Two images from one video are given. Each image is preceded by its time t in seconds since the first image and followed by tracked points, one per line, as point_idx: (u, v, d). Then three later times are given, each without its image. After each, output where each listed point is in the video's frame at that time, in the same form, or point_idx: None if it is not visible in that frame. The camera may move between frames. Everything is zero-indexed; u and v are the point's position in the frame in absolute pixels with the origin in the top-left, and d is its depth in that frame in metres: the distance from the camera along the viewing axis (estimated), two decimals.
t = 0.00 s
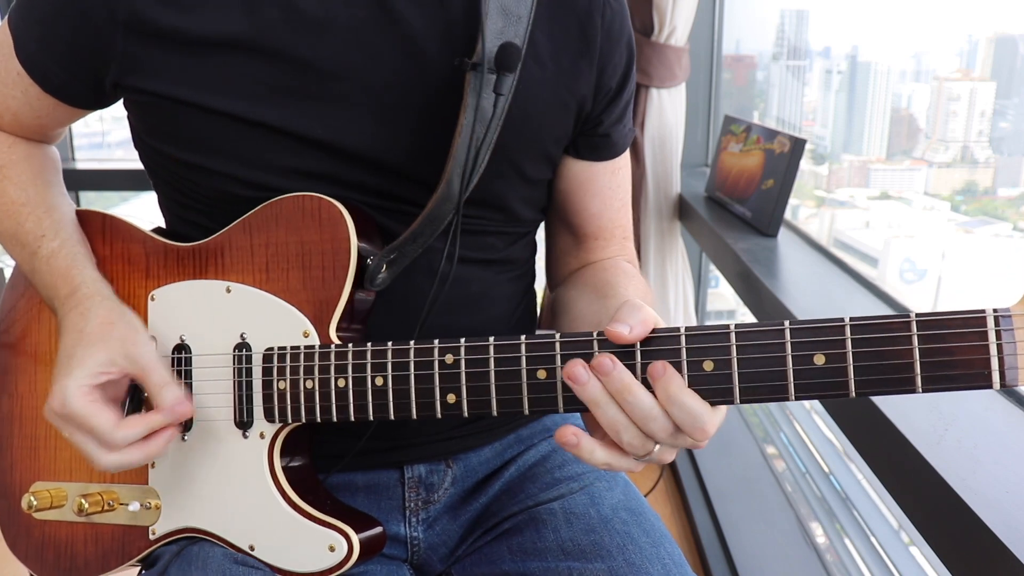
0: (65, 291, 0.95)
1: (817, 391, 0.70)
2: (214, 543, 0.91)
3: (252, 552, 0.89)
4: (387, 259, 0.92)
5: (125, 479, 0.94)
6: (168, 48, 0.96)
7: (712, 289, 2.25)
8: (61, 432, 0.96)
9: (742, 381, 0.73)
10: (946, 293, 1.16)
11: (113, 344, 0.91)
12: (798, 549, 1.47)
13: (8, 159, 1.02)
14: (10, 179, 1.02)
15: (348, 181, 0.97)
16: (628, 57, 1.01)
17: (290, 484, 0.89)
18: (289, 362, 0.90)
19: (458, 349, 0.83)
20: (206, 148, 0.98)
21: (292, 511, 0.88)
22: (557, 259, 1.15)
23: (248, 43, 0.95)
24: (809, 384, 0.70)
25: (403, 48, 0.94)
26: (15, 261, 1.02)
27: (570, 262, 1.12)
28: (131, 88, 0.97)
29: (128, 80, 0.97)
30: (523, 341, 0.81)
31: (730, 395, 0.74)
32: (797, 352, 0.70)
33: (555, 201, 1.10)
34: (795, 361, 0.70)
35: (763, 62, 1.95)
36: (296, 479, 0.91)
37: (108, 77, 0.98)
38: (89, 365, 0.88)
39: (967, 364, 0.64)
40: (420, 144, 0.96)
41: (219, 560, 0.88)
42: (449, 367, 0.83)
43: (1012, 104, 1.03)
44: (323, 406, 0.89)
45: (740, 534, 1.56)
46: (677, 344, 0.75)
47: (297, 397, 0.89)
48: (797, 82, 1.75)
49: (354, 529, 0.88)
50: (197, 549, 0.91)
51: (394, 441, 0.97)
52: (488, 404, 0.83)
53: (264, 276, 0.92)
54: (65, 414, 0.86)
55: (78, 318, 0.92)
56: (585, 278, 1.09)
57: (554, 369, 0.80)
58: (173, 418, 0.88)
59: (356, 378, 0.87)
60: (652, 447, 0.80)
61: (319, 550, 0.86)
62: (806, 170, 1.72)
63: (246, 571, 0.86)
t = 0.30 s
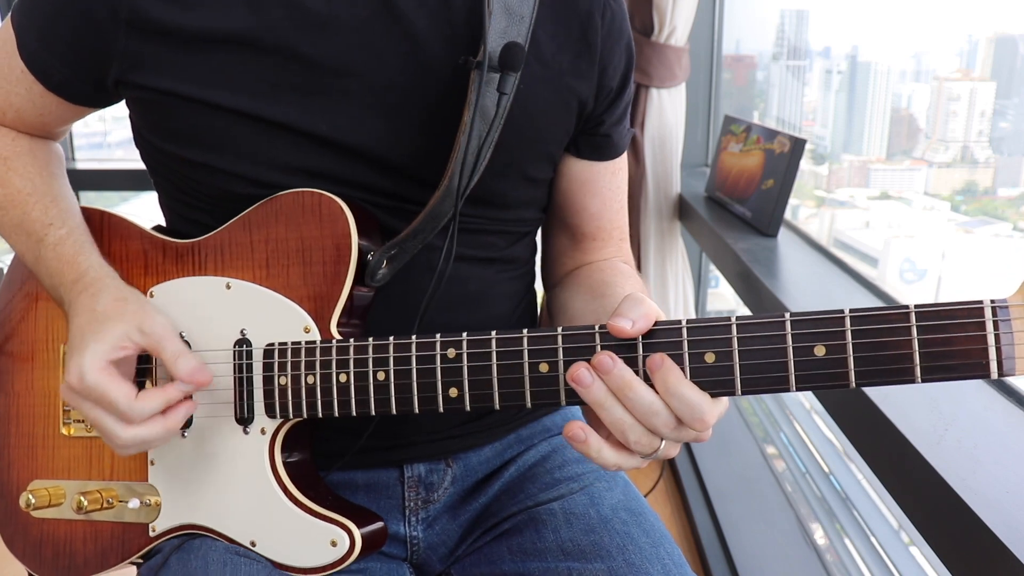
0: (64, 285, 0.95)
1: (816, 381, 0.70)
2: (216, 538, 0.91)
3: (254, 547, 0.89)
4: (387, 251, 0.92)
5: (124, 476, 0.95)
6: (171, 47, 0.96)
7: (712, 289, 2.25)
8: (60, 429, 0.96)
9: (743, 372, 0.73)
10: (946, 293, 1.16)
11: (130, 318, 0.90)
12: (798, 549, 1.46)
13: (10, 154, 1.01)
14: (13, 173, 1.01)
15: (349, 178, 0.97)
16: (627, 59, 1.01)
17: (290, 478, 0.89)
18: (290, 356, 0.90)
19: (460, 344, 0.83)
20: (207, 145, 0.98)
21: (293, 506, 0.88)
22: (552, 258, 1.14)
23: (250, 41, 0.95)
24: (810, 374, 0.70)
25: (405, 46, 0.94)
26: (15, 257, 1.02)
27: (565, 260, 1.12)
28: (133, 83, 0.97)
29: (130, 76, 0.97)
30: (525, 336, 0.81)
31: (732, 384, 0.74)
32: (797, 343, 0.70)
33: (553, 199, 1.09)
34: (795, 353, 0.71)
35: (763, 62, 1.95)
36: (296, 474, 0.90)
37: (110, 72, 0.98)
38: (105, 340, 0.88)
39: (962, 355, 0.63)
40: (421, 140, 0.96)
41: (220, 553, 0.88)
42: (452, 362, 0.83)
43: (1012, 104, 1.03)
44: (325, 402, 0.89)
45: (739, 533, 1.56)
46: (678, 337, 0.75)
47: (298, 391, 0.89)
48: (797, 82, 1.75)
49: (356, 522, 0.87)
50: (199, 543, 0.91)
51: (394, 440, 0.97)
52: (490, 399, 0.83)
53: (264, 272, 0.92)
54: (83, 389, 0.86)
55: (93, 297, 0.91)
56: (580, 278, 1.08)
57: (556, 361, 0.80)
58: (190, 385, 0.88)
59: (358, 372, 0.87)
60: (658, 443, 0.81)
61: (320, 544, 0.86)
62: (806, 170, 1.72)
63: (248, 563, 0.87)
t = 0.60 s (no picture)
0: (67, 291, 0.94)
1: (817, 380, 0.70)
2: (218, 542, 0.91)
3: (257, 550, 0.89)
4: (389, 254, 0.92)
5: (127, 479, 0.95)
6: (173, 47, 0.96)
7: (712, 289, 2.25)
8: (64, 432, 0.97)
9: (744, 372, 0.73)
10: (946, 293, 1.16)
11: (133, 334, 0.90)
12: (798, 550, 1.46)
13: (11, 161, 1.01)
14: (14, 179, 1.01)
15: (351, 180, 0.97)
16: (626, 57, 1.01)
17: (293, 481, 0.89)
18: (292, 360, 0.90)
19: (462, 345, 0.83)
20: (209, 146, 0.98)
21: (296, 510, 0.88)
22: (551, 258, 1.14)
23: (251, 42, 0.95)
24: (809, 375, 0.70)
25: (407, 46, 0.94)
26: (16, 260, 1.01)
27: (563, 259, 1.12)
28: (136, 85, 0.97)
29: (133, 77, 0.97)
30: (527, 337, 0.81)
31: (733, 384, 0.74)
32: (798, 343, 0.70)
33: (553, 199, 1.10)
34: (795, 351, 0.71)
35: (763, 62, 1.95)
36: (298, 476, 0.91)
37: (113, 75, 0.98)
38: (107, 366, 0.88)
39: (963, 358, 0.63)
40: (422, 142, 0.96)
41: (224, 559, 0.88)
42: (454, 363, 0.83)
43: (1013, 104, 1.03)
44: (326, 403, 0.89)
45: (740, 534, 1.56)
46: (681, 337, 0.75)
47: (300, 394, 0.89)
48: (797, 82, 1.75)
49: (358, 525, 0.87)
50: (201, 548, 0.90)
51: (396, 438, 0.97)
52: (493, 400, 0.83)
53: (267, 275, 0.92)
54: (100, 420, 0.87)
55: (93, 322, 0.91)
56: (577, 276, 1.09)
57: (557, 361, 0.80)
58: (201, 389, 0.87)
59: (360, 373, 0.87)
60: (632, 434, 0.82)
61: (322, 547, 0.87)
62: (806, 170, 1.72)
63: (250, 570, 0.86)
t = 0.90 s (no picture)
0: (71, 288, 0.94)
1: (817, 385, 0.70)
2: (215, 540, 0.91)
3: (252, 549, 0.89)
4: (388, 254, 0.92)
5: (125, 477, 0.94)
6: (172, 47, 0.96)
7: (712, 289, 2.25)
8: (62, 429, 0.97)
9: (742, 374, 0.73)
10: (946, 293, 1.16)
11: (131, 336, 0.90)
12: (798, 550, 1.47)
13: (13, 163, 1.01)
14: (15, 179, 1.01)
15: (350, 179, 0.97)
16: (622, 49, 1.01)
17: (291, 481, 0.89)
18: (291, 359, 0.90)
19: (460, 345, 0.83)
20: (208, 146, 0.98)
21: (294, 510, 0.88)
22: (551, 251, 1.14)
23: (250, 42, 0.95)
24: (808, 377, 0.70)
25: (407, 47, 0.94)
26: (15, 259, 1.01)
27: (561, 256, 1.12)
28: (133, 85, 0.97)
29: (130, 77, 0.97)
30: (525, 338, 0.81)
31: (731, 387, 0.74)
32: (796, 345, 0.70)
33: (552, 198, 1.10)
34: (793, 352, 0.70)
35: (763, 61, 1.95)
36: (296, 475, 0.91)
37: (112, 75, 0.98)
38: (102, 369, 0.88)
39: (962, 360, 0.63)
40: (421, 142, 0.97)
41: (220, 554, 0.88)
42: (452, 363, 0.83)
43: (1012, 104, 1.03)
44: (325, 402, 0.89)
45: (739, 534, 1.56)
46: (678, 338, 0.75)
47: (299, 392, 0.89)
48: (797, 82, 1.75)
49: (354, 524, 0.87)
50: (198, 545, 0.91)
51: (392, 438, 0.97)
52: (490, 400, 0.83)
53: (265, 274, 0.92)
54: (92, 423, 0.87)
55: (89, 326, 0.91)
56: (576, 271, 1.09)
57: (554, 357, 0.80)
58: (193, 402, 0.88)
59: (358, 373, 0.87)
60: (632, 436, 0.82)
61: (319, 546, 0.86)
62: (806, 170, 1.72)
63: (246, 567, 0.86)
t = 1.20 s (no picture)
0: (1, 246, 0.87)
1: (833, 372, 0.73)
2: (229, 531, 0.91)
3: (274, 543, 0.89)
4: (393, 243, 0.92)
5: (133, 476, 0.94)
6: (182, 40, 0.96)
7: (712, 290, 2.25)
8: (59, 430, 0.95)
9: (763, 364, 0.75)
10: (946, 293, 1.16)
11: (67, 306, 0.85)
12: (799, 552, 1.46)
13: (24, 150, 1.01)
14: (40, 140, 1.02)
15: (357, 173, 0.98)
16: (608, 20, 1.03)
17: (306, 472, 0.90)
18: (303, 355, 0.89)
19: (481, 340, 0.84)
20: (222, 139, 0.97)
21: (315, 505, 0.88)
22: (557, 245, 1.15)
23: (263, 41, 0.96)
24: (827, 366, 0.73)
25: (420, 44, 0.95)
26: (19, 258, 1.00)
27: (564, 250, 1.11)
28: (139, 78, 0.98)
29: (136, 69, 0.98)
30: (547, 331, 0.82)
31: (752, 376, 0.76)
32: (814, 334, 0.73)
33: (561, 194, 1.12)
34: (811, 342, 0.73)
35: (763, 62, 1.95)
36: (311, 467, 0.91)
37: (122, 64, 1.00)
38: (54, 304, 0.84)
39: (973, 346, 0.67)
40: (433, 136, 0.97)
41: (234, 544, 0.88)
42: (473, 358, 0.84)
43: (1012, 104, 1.03)
44: (340, 397, 0.89)
45: (740, 534, 1.56)
46: (700, 330, 0.77)
47: (314, 390, 0.89)
48: (797, 82, 1.75)
49: (376, 515, 0.88)
50: (207, 536, 0.90)
51: (400, 433, 0.97)
52: (514, 392, 0.84)
53: (270, 269, 0.92)
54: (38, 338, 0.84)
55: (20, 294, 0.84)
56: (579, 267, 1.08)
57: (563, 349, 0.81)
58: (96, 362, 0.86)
59: (376, 369, 0.88)
60: (621, 427, 0.83)
61: (342, 539, 0.87)
62: (806, 170, 1.72)
63: (259, 554, 0.87)
